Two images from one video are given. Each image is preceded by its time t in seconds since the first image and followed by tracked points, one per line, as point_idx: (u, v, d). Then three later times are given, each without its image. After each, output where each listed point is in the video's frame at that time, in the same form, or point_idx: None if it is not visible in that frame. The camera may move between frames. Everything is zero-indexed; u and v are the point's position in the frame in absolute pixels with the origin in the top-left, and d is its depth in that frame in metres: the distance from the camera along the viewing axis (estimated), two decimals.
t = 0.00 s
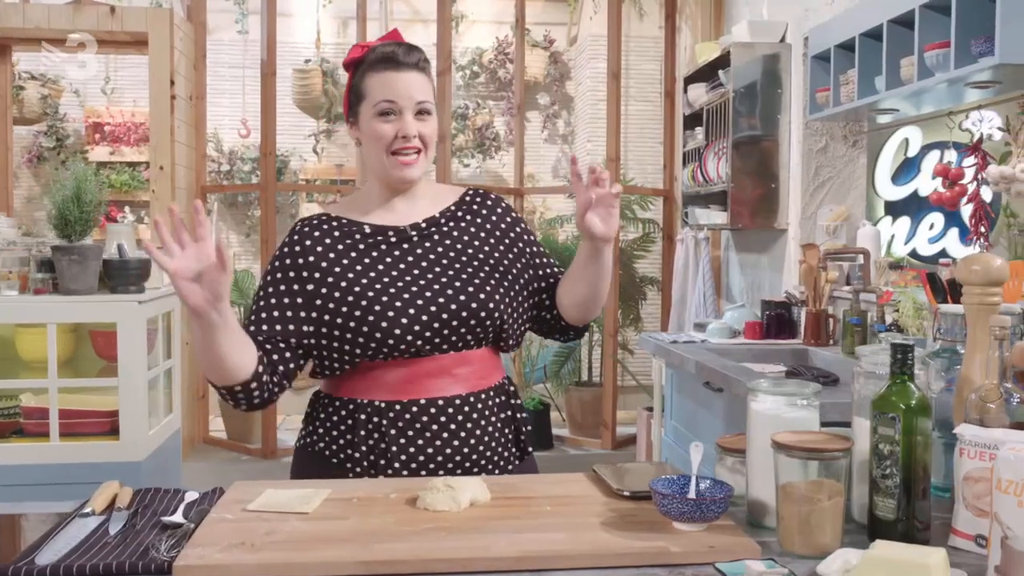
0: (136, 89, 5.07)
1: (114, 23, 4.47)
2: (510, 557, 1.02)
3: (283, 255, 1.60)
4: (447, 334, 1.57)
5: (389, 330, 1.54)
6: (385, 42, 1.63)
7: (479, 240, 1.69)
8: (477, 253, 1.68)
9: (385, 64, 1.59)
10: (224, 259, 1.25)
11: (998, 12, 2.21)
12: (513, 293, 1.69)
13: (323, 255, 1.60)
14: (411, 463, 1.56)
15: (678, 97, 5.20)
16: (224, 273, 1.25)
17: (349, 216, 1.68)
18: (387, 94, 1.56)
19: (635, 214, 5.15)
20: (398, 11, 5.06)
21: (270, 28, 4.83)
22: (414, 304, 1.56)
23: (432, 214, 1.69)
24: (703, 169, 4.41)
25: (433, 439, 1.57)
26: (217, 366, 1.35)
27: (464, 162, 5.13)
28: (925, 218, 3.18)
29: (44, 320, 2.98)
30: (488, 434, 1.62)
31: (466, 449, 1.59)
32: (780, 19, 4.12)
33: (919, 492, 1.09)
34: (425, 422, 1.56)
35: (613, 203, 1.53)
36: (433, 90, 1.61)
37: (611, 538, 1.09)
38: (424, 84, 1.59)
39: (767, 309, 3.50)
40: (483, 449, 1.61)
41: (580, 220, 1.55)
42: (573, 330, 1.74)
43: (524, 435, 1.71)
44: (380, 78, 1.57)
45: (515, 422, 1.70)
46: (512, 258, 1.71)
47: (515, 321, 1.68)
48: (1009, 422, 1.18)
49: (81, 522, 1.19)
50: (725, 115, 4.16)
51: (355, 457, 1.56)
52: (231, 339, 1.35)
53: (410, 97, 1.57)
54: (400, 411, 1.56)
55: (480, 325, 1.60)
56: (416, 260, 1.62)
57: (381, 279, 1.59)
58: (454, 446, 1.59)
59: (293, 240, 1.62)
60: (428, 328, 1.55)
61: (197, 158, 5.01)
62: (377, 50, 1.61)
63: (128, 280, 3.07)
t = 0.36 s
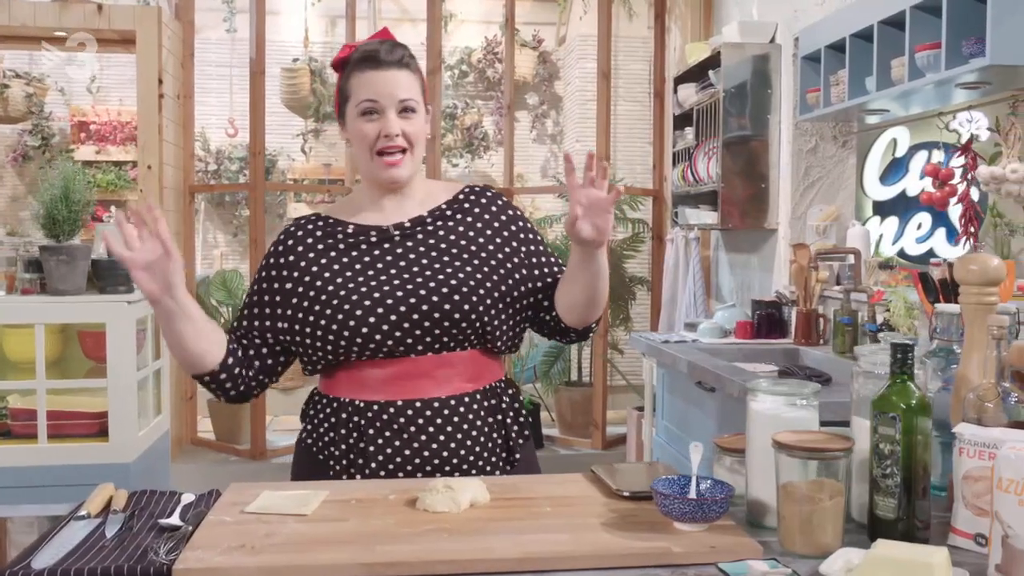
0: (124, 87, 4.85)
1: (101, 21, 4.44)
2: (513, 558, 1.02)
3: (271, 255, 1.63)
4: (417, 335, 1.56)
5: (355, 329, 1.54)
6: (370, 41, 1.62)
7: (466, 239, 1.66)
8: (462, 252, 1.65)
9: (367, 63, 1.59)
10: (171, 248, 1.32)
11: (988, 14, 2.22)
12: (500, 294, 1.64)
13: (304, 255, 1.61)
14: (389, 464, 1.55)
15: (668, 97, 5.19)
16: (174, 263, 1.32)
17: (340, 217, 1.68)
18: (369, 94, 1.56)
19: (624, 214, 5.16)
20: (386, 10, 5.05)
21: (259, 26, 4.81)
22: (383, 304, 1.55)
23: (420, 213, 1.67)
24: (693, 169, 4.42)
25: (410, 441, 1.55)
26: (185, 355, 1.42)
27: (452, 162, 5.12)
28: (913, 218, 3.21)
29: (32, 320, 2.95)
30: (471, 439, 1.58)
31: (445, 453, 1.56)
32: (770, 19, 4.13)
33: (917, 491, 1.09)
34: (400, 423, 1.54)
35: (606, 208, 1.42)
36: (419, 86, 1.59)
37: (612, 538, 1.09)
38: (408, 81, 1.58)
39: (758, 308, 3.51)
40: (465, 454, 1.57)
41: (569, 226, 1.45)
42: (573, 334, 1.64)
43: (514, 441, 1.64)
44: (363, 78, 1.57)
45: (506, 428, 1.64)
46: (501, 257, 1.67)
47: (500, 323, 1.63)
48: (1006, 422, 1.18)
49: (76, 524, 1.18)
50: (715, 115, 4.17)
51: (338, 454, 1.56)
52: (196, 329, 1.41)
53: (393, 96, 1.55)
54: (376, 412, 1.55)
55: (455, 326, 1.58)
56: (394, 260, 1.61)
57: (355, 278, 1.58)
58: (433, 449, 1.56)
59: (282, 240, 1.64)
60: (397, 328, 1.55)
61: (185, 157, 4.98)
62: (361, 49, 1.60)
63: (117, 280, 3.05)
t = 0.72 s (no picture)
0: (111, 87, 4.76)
1: (89, 20, 4.41)
2: (516, 559, 1.02)
3: (271, 260, 1.65)
4: (414, 338, 1.56)
5: (353, 334, 1.54)
6: (359, 42, 1.62)
7: (464, 239, 1.66)
8: (460, 253, 1.64)
9: (357, 63, 1.59)
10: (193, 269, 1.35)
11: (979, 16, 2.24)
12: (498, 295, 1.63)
13: (303, 259, 1.62)
14: (387, 466, 1.55)
15: (657, 98, 5.20)
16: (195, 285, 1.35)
17: (339, 220, 1.68)
18: (360, 93, 1.56)
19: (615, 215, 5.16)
20: (375, 9, 5.05)
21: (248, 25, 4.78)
22: (379, 308, 1.55)
23: (418, 215, 1.66)
24: (683, 169, 4.43)
25: (408, 444, 1.55)
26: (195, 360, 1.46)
27: (441, 162, 5.11)
28: (901, 219, 3.23)
29: (20, 321, 2.92)
30: (470, 442, 1.58)
31: (444, 456, 1.56)
32: (761, 20, 4.14)
33: (917, 491, 1.09)
34: (399, 426, 1.54)
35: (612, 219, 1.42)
36: (409, 83, 1.59)
37: (614, 540, 1.09)
38: (397, 78, 1.57)
39: (749, 309, 3.52)
40: (463, 457, 1.57)
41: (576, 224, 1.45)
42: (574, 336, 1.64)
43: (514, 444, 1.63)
44: (354, 78, 1.57)
45: (506, 431, 1.63)
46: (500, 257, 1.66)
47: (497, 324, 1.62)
48: (1003, 422, 1.19)
49: (73, 527, 1.17)
50: (706, 115, 4.17)
51: (336, 455, 1.56)
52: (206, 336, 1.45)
53: (383, 93, 1.55)
54: (374, 415, 1.54)
55: (452, 328, 1.57)
56: (391, 263, 1.61)
57: (353, 282, 1.58)
58: (432, 452, 1.56)
59: (282, 245, 1.65)
60: (393, 332, 1.55)
61: (173, 157, 4.94)
62: (350, 49, 1.61)
63: (107, 281, 3.02)
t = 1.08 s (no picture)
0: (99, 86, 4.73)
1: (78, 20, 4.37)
2: (520, 560, 1.01)
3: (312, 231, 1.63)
4: (445, 344, 1.55)
5: (386, 328, 1.53)
6: (443, 36, 1.63)
7: (507, 254, 1.66)
8: (502, 266, 1.64)
9: (437, 55, 1.59)
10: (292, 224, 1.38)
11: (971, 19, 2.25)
12: (532, 315, 1.62)
13: (343, 241, 1.61)
14: (393, 467, 1.54)
15: (648, 99, 5.21)
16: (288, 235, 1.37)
17: (385, 205, 1.68)
18: (433, 83, 1.56)
19: (606, 215, 5.14)
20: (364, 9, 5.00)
21: (238, 25, 4.76)
22: (418, 308, 1.54)
23: (467, 221, 1.67)
24: (675, 170, 4.44)
25: (416, 447, 1.54)
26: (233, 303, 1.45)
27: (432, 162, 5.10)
28: (890, 219, 3.26)
29: (11, 322, 2.89)
30: (477, 449, 1.57)
31: (451, 460, 1.55)
32: (752, 21, 4.16)
33: (919, 491, 1.10)
34: (409, 427, 1.53)
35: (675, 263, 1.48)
36: (481, 83, 1.60)
37: (618, 540, 1.09)
38: (473, 77, 1.58)
39: (741, 309, 3.53)
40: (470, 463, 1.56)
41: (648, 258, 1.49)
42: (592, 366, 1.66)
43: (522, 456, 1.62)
44: (430, 68, 1.57)
45: (514, 441, 1.62)
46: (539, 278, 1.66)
47: (524, 346, 1.61)
48: (1002, 422, 1.19)
49: (73, 530, 1.16)
50: (698, 116, 4.19)
51: (344, 452, 1.56)
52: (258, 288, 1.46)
53: (457, 89, 1.56)
54: (385, 414, 1.54)
55: (483, 340, 1.56)
56: (433, 264, 1.60)
57: (393, 276, 1.57)
58: (438, 457, 1.55)
59: (325, 220, 1.64)
60: (426, 334, 1.53)
61: (163, 157, 4.91)
62: (431, 41, 1.61)
63: (99, 282, 3.00)
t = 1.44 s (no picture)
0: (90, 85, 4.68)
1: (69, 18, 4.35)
2: (526, 561, 1.01)
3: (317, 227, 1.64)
4: (456, 338, 1.55)
5: (397, 323, 1.54)
6: (451, 38, 1.64)
7: (517, 247, 1.66)
8: (512, 259, 1.64)
9: (447, 56, 1.60)
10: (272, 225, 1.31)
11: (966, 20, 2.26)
12: (542, 307, 1.63)
13: (352, 237, 1.62)
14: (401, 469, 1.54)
15: (640, 99, 5.21)
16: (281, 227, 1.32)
17: (393, 202, 1.68)
18: (444, 83, 1.56)
19: (598, 215, 5.14)
20: (356, 9, 4.94)
21: (231, 25, 4.74)
22: (428, 303, 1.55)
23: (474, 216, 1.67)
24: (668, 170, 4.45)
25: (424, 447, 1.54)
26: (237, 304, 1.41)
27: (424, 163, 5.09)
28: (881, 220, 3.28)
29: (3, 323, 2.86)
30: (484, 450, 1.57)
31: (458, 461, 1.55)
32: (745, 22, 4.18)
33: (922, 490, 1.10)
34: (418, 427, 1.53)
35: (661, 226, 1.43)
36: (490, 84, 1.60)
37: (623, 541, 1.09)
38: (481, 78, 1.58)
39: (735, 309, 3.54)
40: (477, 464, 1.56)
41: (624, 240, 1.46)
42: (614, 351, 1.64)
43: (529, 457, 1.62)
44: (441, 68, 1.58)
45: (522, 442, 1.63)
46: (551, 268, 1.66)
47: (535, 337, 1.62)
48: (1002, 421, 1.20)
49: (74, 532, 1.15)
50: (691, 116, 4.19)
51: (351, 453, 1.55)
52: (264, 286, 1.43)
53: (467, 89, 1.56)
54: (394, 414, 1.54)
55: (493, 335, 1.57)
56: (442, 258, 1.60)
57: (402, 272, 1.58)
58: (446, 457, 1.55)
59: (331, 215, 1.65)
60: (437, 329, 1.54)
61: (154, 157, 4.89)
62: (440, 43, 1.62)
63: (92, 282, 2.98)
